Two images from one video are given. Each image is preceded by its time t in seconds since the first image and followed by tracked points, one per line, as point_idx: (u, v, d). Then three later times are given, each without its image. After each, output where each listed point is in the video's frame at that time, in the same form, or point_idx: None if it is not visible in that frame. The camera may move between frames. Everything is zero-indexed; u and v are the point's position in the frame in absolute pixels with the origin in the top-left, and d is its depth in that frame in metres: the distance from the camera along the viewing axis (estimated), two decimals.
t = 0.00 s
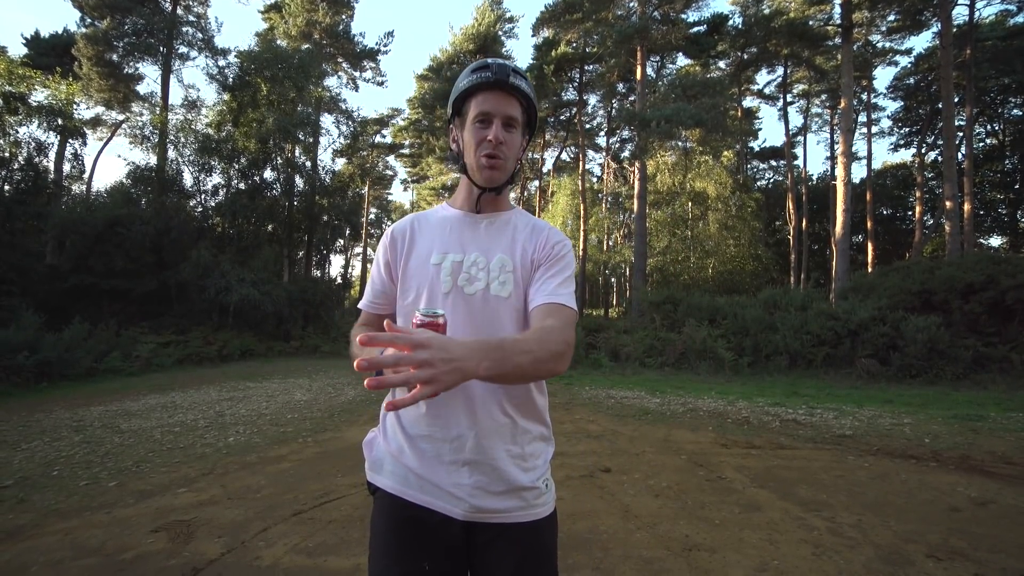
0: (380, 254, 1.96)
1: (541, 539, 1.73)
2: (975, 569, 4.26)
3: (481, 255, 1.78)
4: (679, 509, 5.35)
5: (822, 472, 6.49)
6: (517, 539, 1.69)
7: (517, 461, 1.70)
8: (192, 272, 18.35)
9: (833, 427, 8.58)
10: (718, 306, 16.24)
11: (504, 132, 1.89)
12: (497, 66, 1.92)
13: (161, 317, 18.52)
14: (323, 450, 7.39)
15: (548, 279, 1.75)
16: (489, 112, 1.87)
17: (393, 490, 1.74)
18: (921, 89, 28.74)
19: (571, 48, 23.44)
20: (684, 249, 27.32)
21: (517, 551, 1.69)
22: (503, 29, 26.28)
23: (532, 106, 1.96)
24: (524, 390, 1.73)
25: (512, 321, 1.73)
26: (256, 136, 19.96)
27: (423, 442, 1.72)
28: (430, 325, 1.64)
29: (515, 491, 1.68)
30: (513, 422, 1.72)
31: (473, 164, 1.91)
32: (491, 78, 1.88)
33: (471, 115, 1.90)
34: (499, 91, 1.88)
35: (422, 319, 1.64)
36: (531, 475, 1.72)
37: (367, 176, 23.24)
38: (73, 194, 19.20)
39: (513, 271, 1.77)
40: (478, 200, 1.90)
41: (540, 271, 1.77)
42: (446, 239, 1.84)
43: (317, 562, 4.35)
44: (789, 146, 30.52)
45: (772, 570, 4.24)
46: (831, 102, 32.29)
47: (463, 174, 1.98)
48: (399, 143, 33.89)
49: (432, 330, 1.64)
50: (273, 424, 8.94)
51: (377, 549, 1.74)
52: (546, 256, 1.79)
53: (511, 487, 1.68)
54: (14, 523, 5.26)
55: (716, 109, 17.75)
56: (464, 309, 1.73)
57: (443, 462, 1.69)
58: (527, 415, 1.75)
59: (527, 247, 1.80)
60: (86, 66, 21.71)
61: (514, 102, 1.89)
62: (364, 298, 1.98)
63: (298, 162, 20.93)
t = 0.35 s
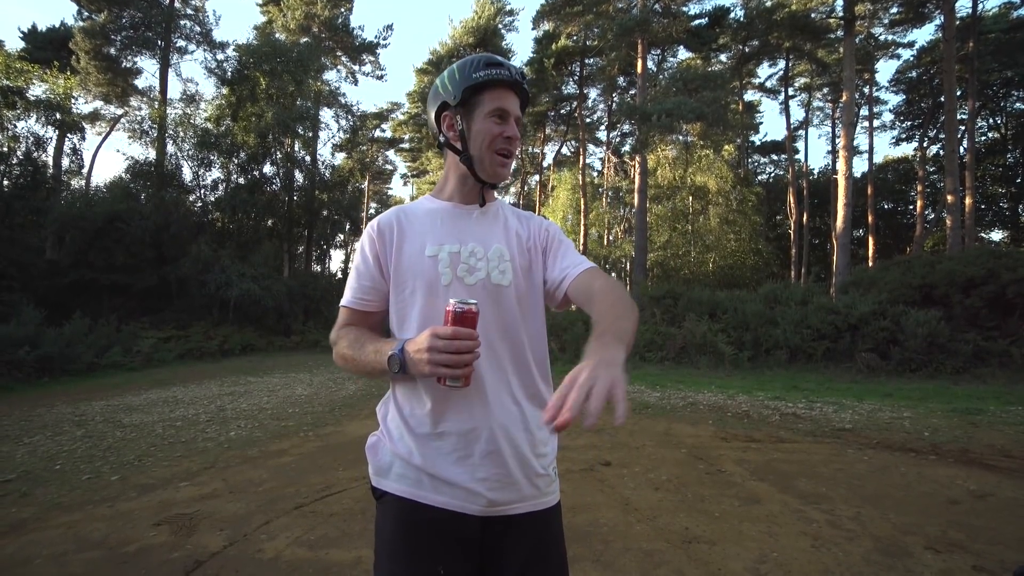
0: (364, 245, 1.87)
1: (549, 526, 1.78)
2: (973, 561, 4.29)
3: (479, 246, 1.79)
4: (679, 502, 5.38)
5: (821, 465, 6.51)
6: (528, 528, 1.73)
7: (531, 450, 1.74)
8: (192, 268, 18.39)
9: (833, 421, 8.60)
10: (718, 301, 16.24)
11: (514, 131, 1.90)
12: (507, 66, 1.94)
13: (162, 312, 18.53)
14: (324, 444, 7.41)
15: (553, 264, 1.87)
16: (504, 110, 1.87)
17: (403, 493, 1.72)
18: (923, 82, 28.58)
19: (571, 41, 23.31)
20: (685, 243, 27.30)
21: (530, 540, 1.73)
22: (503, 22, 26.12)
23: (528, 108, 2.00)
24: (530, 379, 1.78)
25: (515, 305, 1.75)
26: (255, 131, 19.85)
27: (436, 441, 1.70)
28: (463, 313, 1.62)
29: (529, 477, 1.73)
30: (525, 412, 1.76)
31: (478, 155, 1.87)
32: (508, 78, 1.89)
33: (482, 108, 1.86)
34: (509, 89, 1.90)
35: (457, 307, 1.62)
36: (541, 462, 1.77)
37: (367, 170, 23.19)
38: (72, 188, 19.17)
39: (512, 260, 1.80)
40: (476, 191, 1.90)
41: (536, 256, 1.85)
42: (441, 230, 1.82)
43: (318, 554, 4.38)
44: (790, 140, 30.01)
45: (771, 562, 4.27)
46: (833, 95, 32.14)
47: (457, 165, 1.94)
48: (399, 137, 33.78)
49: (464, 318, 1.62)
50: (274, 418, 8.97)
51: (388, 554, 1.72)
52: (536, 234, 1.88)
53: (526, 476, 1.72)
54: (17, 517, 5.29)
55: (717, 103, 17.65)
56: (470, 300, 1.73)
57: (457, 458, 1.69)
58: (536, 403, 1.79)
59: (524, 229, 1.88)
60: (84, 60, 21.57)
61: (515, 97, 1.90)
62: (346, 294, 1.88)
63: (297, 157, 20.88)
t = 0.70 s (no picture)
0: (353, 242, 1.73)
1: (550, 508, 1.83)
2: (969, 557, 4.31)
3: (478, 237, 1.80)
4: (678, 498, 5.39)
5: (819, 462, 6.53)
6: (533, 514, 1.77)
7: (535, 432, 1.78)
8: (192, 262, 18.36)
9: (832, 417, 8.62)
10: (717, 298, 16.26)
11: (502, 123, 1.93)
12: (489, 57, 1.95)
13: (161, 306, 18.52)
14: (324, 439, 7.42)
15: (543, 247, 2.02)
16: (493, 103, 1.89)
17: (411, 497, 1.69)
18: (924, 79, 28.56)
19: (572, 37, 23.27)
20: (685, 240, 27.34)
21: (535, 527, 1.77)
22: (504, 17, 26.07)
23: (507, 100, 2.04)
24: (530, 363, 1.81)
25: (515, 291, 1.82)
26: (255, 125, 19.80)
27: (449, 437, 1.68)
28: (477, 303, 1.63)
29: (536, 458, 1.78)
30: (528, 396, 1.79)
31: (467, 150, 1.88)
32: (494, 72, 1.91)
33: (472, 102, 1.87)
34: (495, 82, 1.92)
35: (470, 297, 1.62)
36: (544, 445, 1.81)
37: (367, 165, 23.16)
38: (72, 182, 19.13)
39: (507, 250, 1.84)
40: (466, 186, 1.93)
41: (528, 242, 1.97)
42: (437, 224, 1.78)
43: (318, 549, 4.39)
44: (790, 137, 29.80)
45: (769, 558, 4.28)
46: (834, 91, 32.11)
47: (444, 158, 1.92)
48: (399, 132, 33.71)
49: (478, 308, 1.62)
50: (273, 413, 8.98)
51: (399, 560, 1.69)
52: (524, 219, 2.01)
53: (533, 460, 1.75)
54: (16, 509, 5.30)
55: (717, 99, 17.62)
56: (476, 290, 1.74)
57: (471, 452, 1.67)
58: (536, 386, 1.83)
59: (522, 214, 2.00)
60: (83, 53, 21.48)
61: (498, 90, 1.92)
62: (331, 293, 1.72)
63: (297, 151, 20.86)
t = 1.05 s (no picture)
0: (352, 245, 1.71)
1: (549, 511, 1.83)
2: (969, 561, 4.30)
3: (476, 240, 1.80)
4: (678, 502, 5.39)
5: (819, 465, 6.53)
6: (533, 518, 1.77)
7: (534, 434, 1.79)
8: (192, 264, 18.36)
9: (832, 420, 8.62)
10: (717, 301, 16.28)
11: (495, 123, 1.93)
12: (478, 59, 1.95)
13: (161, 309, 18.52)
14: (323, 441, 7.41)
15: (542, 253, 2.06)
16: (484, 104, 1.90)
17: (411, 501, 1.68)
18: (924, 83, 28.64)
19: (572, 40, 23.34)
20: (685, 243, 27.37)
21: (534, 531, 1.77)
22: (504, 21, 26.16)
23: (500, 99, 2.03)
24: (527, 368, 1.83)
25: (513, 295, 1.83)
26: (255, 127, 19.84)
27: (448, 440, 1.67)
28: (477, 308, 1.63)
29: (535, 459, 1.78)
30: (526, 397, 1.80)
31: (462, 151, 1.88)
32: (484, 72, 1.92)
33: (462, 102, 1.88)
34: (485, 81, 1.92)
35: (471, 303, 1.62)
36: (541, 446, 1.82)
37: (367, 168, 23.22)
38: (72, 185, 19.16)
39: (505, 255, 1.85)
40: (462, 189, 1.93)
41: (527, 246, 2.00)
42: (435, 229, 1.78)
43: (316, 551, 4.38)
44: (789, 139, 29.40)
45: (768, 561, 4.27)
46: (833, 95, 32.18)
47: (439, 162, 1.92)
48: (399, 135, 33.80)
49: (479, 313, 1.62)
50: (273, 415, 8.98)
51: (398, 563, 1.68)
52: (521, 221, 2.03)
53: (531, 460, 1.76)
54: (15, 512, 5.29)
55: (717, 102, 17.64)
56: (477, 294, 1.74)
57: (472, 454, 1.67)
58: (533, 387, 1.85)
59: (520, 219, 2.01)
60: (84, 55, 21.54)
61: (489, 88, 1.93)
62: (330, 298, 1.70)
63: (298, 154, 20.90)
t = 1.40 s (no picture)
0: (356, 248, 1.78)
1: (550, 521, 1.79)
2: (969, 562, 4.30)
3: (476, 243, 1.79)
4: (677, 503, 5.38)
5: (818, 466, 6.53)
6: (531, 525, 1.74)
7: (533, 443, 1.75)
8: (191, 265, 18.34)
9: (831, 422, 8.63)
10: (717, 302, 16.29)
11: (474, 119, 1.88)
12: (457, 53, 1.91)
13: (160, 310, 18.50)
14: (322, 443, 7.40)
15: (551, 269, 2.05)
16: (456, 101, 1.86)
17: (406, 498, 1.69)
18: (923, 84, 28.68)
19: (572, 41, 23.33)
20: (684, 244, 27.34)
21: (532, 539, 1.74)
22: (504, 22, 26.17)
23: (494, 91, 1.97)
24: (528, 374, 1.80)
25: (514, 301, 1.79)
26: (255, 128, 19.83)
27: (440, 440, 1.67)
28: (456, 318, 1.62)
29: (533, 468, 1.74)
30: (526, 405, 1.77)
31: (444, 154, 1.89)
32: (454, 65, 1.87)
33: (437, 106, 1.88)
34: (463, 77, 1.88)
35: (449, 312, 1.61)
36: (543, 454, 1.78)
37: (367, 169, 23.25)
38: (71, 185, 19.14)
39: (506, 259, 1.83)
40: (451, 188, 1.89)
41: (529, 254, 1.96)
42: (436, 229, 1.79)
43: (315, 553, 4.38)
44: (789, 141, 29.74)
45: (768, 563, 4.27)
46: (832, 96, 32.22)
47: (431, 166, 1.95)
48: (398, 136, 33.81)
49: (459, 323, 1.61)
50: (272, 417, 8.97)
51: (392, 557, 1.70)
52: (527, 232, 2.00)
53: (529, 468, 1.73)
54: (13, 514, 5.27)
55: (717, 104, 17.63)
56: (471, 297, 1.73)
57: (464, 458, 1.67)
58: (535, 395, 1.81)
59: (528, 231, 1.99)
60: (84, 56, 21.54)
61: (478, 88, 1.90)
62: (337, 297, 1.77)
63: (297, 155, 20.92)
